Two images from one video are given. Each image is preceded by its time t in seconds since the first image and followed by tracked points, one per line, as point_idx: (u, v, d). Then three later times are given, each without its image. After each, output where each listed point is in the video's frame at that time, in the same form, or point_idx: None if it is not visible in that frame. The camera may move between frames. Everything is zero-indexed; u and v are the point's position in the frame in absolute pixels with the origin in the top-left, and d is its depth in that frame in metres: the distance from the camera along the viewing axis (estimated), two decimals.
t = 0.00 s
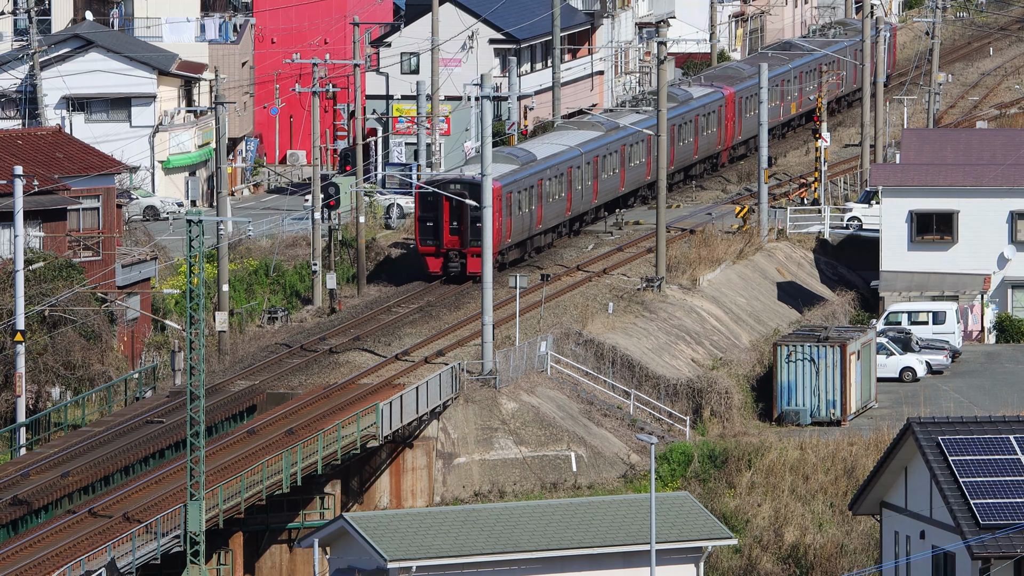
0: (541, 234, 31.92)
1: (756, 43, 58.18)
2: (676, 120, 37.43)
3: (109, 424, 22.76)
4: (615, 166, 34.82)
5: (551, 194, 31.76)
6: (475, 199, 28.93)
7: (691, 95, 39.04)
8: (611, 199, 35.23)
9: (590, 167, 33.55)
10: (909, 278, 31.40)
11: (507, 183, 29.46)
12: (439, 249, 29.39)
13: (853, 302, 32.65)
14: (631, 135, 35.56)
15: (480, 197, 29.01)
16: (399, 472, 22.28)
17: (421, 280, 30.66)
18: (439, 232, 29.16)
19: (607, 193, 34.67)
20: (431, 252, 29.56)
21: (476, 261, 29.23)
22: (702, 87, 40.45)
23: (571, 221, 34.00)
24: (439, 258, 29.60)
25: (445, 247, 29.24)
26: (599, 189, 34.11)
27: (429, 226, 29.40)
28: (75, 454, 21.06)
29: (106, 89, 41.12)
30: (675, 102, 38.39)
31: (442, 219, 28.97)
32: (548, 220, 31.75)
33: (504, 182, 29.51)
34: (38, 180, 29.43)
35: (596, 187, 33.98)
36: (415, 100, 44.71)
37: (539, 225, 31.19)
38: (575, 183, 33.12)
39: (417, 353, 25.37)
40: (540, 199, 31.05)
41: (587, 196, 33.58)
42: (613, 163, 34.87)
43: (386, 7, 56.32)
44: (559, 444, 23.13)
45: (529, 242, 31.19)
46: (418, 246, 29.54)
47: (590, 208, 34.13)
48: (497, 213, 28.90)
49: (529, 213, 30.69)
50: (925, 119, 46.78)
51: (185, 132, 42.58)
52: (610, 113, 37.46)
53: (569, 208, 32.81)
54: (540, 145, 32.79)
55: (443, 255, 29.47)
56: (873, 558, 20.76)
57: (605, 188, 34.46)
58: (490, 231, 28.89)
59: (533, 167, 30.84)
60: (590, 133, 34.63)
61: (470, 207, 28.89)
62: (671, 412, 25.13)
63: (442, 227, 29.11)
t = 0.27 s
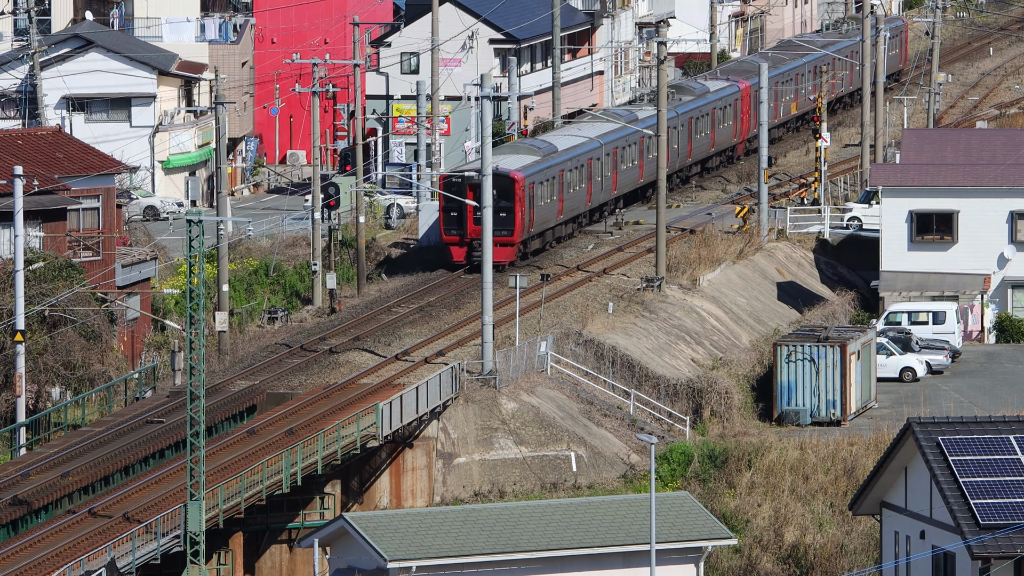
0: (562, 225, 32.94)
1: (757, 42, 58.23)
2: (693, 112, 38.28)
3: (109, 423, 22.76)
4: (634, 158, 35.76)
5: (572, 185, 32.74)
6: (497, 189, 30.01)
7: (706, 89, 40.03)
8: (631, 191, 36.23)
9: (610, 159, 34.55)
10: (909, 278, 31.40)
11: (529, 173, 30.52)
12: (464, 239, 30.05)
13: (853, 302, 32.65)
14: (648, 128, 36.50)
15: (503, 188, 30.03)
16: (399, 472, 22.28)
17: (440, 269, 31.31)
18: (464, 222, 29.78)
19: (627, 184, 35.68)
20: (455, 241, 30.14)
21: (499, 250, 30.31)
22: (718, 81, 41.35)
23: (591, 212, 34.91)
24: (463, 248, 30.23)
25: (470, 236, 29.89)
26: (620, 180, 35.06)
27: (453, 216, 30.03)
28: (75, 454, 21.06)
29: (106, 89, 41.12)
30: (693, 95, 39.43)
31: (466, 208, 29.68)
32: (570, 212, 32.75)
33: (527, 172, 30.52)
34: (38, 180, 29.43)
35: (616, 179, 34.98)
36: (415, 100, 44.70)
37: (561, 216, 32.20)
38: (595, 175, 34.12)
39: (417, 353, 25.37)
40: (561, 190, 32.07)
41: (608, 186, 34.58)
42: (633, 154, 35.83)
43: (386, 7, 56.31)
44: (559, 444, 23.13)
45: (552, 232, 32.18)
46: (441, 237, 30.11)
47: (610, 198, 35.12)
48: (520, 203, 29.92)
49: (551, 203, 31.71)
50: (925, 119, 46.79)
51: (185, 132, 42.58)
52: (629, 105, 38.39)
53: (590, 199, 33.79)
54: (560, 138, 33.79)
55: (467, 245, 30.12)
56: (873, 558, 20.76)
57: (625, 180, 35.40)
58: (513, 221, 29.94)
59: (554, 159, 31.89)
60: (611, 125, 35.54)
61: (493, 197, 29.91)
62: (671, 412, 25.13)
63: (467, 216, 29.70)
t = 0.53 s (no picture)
0: (582, 215, 33.90)
1: (757, 42, 58.27)
2: (709, 106, 39.27)
3: (109, 423, 22.76)
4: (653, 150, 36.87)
5: (592, 176, 33.62)
6: (520, 179, 30.88)
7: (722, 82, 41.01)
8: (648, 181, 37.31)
9: (629, 151, 35.54)
10: (908, 278, 31.40)
11: (552, 164, 31.37)
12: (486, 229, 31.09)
13: (853, 302, 32.65)
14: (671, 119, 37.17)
15: (525, 178, 30.90)
16: (399, 472, 22.27)
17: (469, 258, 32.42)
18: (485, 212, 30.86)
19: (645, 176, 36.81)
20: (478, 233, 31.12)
21: (521, 241, 31.04)
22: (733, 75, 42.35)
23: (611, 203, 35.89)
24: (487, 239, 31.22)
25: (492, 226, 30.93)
26: (638, 171, 36.16)
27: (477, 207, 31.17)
28: (75, 454, 21.06)
29: (106, 89, 41.12)
30: (709, 88, 40.37)
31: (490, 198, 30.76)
32: (590, 202, 33.70)
33: (549, 163, 31.37)
34: (38, 180, 29.42)
35: (634, 170, 36.02)
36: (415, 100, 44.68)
37: (581, 206, 33.13)
38: (614, 166, 35.07)
39: (417, 353, 25.37)
40: (581, 181, 32.93)
41: (626, 177, 35.56)
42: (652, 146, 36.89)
43: (386, 7, 56.32)
44: (559, 444, 23.13)
45: (572, 222, 33.15)
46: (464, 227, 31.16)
47: (628, 190, 36.15)
48: (541, 193, 30.76)
49: (572, 193, 32.60)
50: (925, 119, 46.80)
51: (185, 132, 42.59)
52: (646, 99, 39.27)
53: (609, 190, 34.74)
54: (580, 129, 34.63)
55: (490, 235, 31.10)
56: (873, 558, 20.76)
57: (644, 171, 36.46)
58: (534, 211, 30.75)
59: (574, 151, 32.70)
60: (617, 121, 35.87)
61: (516, 187, 30.81)
62: (671, 412, 25.13)
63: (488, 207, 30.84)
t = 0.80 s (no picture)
0: (602, 206, 34.77)
1: (756, 42, 58.28)
2: (726, 100, 40.16)
3: (109, 423, 22.76)
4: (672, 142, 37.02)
5: (611, 168, 34.45)
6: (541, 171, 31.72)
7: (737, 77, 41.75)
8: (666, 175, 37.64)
9: (648, 145, 36.39)
10: (909, 278, 31.40)
11: (571, 156, 32.16)
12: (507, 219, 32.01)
13: (853, 302, 32.66)
14: (684, 114, 37.75)
15: (546, 169, 31.71)
16: (399, 472, 22.27)
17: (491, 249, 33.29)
18: (507, 203, 31.80)
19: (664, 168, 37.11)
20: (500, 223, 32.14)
21: (543, 231, 31.92)
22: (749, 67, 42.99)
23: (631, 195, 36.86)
24: (508, 229, 32.14)
25: (513, 217, 31.86)
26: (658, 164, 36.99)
27: (500, 198, 32.08)
28: (75, 454, 21.06)
29: (106, 89, 41.12)
30: (725, 81, 41.29)
31: (511, 189, 31.66)
32: (609, 192, 34.62)
33: (570, 154, 32.22)
34: (38, 180, 29.42)
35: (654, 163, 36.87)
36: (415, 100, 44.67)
37: (601, 197, 34.04)
38: (633, 159, 36.02)
39: (417, 353, 25.36)
40: (601, 173, 33.80)
41: (645, 170, 36.54)
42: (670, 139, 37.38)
43: (386, 7, 56.32)
44: (559, 444, 23.13)
45: (592, 213, 34.03)
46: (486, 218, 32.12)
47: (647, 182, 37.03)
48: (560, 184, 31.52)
49: (592, 185, 33.45)
50: (925, 119, 46.80)
51: (185, 132, 42.60)
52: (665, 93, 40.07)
53: (628, 182, 35.59)
54: (600, 122, 35.48)
55: (511, 225, 32.02)
56: (874, 558, 20.76)
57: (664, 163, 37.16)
58: (555, 201, 31.54)
59: (595, 143, 33.55)
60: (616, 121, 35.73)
61: (537, 178, 31.62)
62: (671, 412, 25.12)
63: (510, 198, 31.75)
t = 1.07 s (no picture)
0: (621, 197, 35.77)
1: (756, 42, 58.31)
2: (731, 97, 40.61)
3: (109, 423, 22.77)
4: (687, 135, 37.96)
5: (630, 160, 35.48)
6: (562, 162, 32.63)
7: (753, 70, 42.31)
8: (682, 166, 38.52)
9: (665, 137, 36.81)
10: (909, 278, 31.40)
11: (591, 148, 33.07)
12: (528, 210, 33.14)
13: (853, 302, 32.67)
14: (701, 107, 38.78)
15: (567, 161, 32.65)
16: (399, 472, 22.27)
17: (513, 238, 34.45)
18: (528, 194, 32.87)
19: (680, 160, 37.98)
20: (521, 213, 33.29)
21: (563, 222, 33.04)
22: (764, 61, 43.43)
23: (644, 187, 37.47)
24: (528, 219, 33.31)
25: (534, 208, 32.96)
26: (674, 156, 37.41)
27: (520, 189, 33.06)
28: (75, 454, 21.06)
29: (106, 89, 41.13)
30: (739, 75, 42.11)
31: (532, 181, 32.67)
32: (628, 183, 35.69)
33: (589, 147, 33.07)
34: (38, 180, 29.42)
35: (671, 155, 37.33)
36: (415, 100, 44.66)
37: (620, 188, 34.99)
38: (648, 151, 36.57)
39: (417, 353, 25.36)
40: (620, 165, 34.80)
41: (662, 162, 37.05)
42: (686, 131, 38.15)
43: (386, 7, 56.33)
44: (559, 444, 23.13)
45: (611, 203, 35.09)
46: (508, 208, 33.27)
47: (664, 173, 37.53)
48: (581, 176, 32.46)
49: (611, 176, 34.48)
50: (925, 119, 46.82)
51: (185, 132, 42.61)
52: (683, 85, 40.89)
53: (646, 174, 36.58)
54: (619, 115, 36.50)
55: (532, 216, 33.18)
56: (874, 558, 20.75)
57: (680, 155, 37.80)
58: (574, 194, 32.56)
59: (614, 136, 34.59)
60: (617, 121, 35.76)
61: (557, 170, 32.58)
62: (671, 412, 25.12)
63: (531, 189, 32.79)
